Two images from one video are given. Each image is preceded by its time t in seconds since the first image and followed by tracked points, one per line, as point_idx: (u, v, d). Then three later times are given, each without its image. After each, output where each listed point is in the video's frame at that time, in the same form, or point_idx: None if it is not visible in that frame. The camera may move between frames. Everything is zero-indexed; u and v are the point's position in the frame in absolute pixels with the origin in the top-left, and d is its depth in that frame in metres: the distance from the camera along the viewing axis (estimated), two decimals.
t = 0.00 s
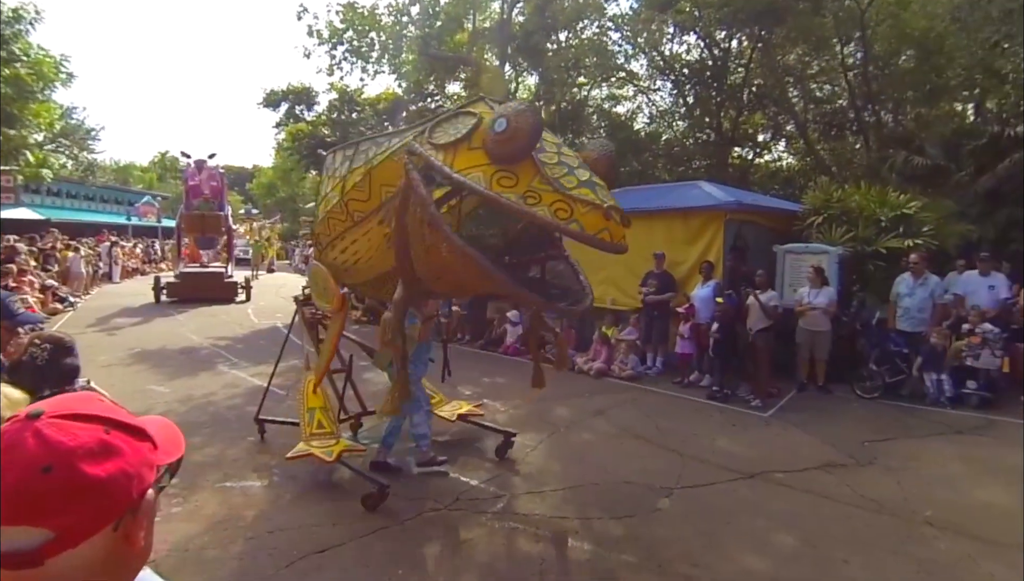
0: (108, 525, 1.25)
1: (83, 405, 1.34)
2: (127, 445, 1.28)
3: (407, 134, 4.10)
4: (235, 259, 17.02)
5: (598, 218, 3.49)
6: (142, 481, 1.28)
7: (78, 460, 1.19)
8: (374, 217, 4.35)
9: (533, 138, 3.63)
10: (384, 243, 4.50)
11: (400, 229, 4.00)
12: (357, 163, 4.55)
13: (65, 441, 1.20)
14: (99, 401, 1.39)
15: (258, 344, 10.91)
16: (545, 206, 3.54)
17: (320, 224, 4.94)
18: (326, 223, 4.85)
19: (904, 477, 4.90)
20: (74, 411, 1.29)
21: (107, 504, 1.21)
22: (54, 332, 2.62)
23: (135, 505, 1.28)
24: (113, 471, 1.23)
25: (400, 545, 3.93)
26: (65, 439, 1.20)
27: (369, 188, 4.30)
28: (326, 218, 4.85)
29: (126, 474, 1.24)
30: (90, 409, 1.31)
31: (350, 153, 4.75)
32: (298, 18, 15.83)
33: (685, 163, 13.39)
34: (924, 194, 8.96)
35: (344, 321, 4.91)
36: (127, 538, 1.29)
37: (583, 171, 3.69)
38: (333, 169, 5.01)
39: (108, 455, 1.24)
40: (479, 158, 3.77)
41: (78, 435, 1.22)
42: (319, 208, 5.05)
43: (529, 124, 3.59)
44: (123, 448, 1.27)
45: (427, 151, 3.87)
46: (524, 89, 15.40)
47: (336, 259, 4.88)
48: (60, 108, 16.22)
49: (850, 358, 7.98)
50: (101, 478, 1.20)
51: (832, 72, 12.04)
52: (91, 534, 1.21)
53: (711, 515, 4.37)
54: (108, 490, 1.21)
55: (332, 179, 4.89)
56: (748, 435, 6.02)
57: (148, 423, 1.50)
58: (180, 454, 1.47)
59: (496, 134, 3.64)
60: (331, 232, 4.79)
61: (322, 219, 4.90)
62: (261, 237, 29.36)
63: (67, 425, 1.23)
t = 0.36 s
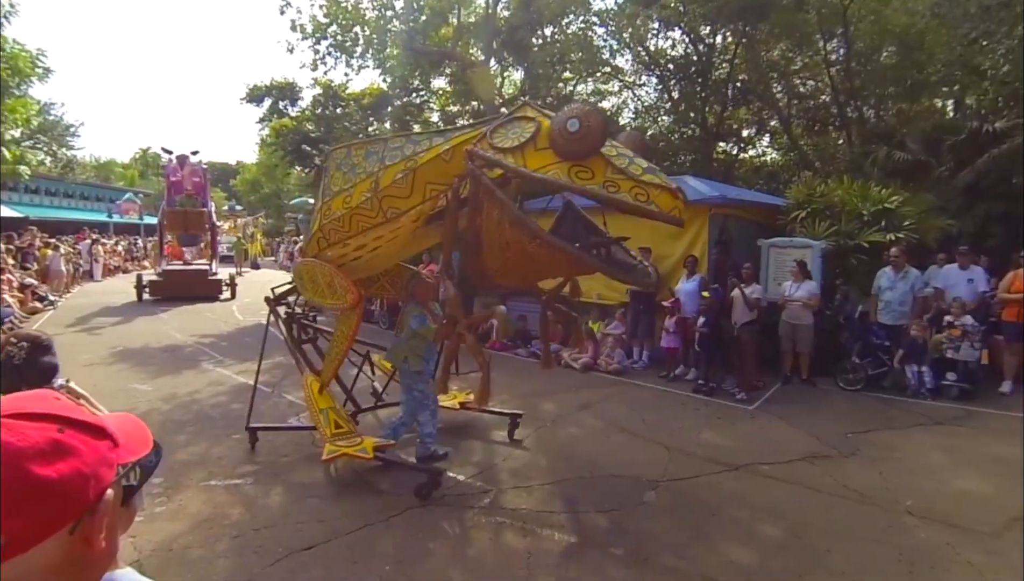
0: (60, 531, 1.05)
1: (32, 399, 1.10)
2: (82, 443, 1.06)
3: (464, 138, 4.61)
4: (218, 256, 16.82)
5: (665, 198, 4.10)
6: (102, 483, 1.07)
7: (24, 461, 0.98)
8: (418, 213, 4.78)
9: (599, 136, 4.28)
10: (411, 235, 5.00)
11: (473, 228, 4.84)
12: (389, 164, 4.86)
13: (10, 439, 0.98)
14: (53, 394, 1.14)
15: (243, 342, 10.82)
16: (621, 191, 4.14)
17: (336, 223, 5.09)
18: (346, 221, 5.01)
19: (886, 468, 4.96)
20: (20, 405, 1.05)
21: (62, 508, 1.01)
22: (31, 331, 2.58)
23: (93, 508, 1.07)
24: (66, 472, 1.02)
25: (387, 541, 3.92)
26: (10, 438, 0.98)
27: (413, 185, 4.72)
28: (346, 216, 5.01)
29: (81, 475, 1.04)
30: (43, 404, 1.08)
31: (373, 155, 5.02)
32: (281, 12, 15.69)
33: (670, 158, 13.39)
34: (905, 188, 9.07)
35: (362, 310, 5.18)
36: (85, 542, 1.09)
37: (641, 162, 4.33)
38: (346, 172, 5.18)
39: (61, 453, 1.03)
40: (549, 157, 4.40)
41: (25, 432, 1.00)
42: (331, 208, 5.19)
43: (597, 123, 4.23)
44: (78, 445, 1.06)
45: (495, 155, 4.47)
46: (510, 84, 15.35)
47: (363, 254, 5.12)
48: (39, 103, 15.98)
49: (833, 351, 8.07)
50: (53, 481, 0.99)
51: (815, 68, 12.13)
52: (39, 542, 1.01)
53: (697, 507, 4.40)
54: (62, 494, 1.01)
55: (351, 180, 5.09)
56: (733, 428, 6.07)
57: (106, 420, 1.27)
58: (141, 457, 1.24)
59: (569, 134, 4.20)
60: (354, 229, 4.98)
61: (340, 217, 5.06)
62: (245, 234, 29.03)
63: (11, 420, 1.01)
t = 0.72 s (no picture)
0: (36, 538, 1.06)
1: (4, 403, 1.09)
2: (55, 448, 1.07)
3: (507, 143, 4.90)
4: (209, 256, 16.72)
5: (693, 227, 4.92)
6: (78, 488, 1.08)
7: None
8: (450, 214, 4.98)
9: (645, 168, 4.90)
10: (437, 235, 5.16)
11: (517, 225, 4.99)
12: (422, 165, 4.99)
13: None
14: (28, 398, 1.15)
15: (234, 341, 10.77)
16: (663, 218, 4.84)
17: (359, 221, 5.10)
18: (371, 220, 5.05)
19: (876, 465, 5.01)
20: None
21: (32, 517, 1.02)
22: (15, 330, 2.34)
23: (67, 516, 1.08)
24: (37, 480, 1.02)
25: (380, 541, 3.91)
26: None
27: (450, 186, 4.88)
28: (372, 214, 5.05)
29: (53, 481, 1.04)
30: (14, 409, 1.07)
31: (399, 156, 5.09)
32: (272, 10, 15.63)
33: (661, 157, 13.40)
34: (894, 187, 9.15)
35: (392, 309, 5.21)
36: (61, 550, 1.10)
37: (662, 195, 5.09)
38: (364, 171, 5.17)
39: (33, 461, 1.03)
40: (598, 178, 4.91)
41: None
42: (349, 207, 5.15)
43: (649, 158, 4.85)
44: (49, 452, 1.05)
45: (556, 167, 4.82)
46: (501, 83, 15.35)
47: (384, 254, 5.14)
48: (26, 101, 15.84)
49: (824, 349, 8.13)
50: (23, 488, 1.00)
51: (805, 67, 12.20)
52: (14, 549, 1.03)
53: (690, 505, 4.42)
54: (36, 501, 1.02)
55: (373, 179, 5.11)
56: (725, 426, 6.10)
57: (86, 421, 1.26)
58: (122, 459, 1.25)
59: (628, 162, 4.72)
60: (381, 228, 5.04)
61: (364, 216, 5.08)
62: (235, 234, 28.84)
63: None
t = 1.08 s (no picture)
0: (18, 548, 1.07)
1: None
2: (35, 458, 1.06)
3: (529, 148, 5.00)
4: (203, 258, 16.68)
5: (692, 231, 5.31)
6: (59, 500, 1.07)
7: None
8: (473, 214, 5.05)
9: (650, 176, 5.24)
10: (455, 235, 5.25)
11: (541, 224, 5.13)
12: (445, 167, 5.07)
13: None
14: (13, 404, 1.13)
15: (229, 344, 10.75)
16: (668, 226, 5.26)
17: (380, 222, 5.10)
18: (394, 221, 5.07)
19: (869, 464, 5.04)
20: None
21: (9, 532, 1.02)
22: (7, 333, 2.28)
23: (48, 527, 1.07)
24: (13, 493, 1.01)
25: (376, 543, 3.92)
26: None
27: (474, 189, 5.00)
28: (394, 216, 5.07)
29: (29, 494, 1.03)
30: None
31: (419, 157, 5.12)
32: (267, 12, 15.64)
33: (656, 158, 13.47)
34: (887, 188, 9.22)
35: (412, 309, 5.30)
36: (44, 560, 1.11)
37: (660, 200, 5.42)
38: (383, 173, 5.16)
39: (9, 474, 1.02)
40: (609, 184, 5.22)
41: None
42: (369, 208, 5.14)
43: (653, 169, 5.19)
44: (27, 463, 1.04)
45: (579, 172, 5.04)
46: (496, 85, 15.36)
47: (404, 253, 5.19)
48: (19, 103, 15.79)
49: (818, 350, 8.17)
50: None
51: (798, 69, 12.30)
52: None
53: (685, 506, 4.43)
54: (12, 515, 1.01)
55: (394, 180, 5.13)
56: (720, 427, 6.12)
57: (75, 425, 1.24)
58: (113, 466, 1.24)
59: (640, 172, 5.00)
60: (403, 229, 5.07)
61: (386, 217, 5.10)
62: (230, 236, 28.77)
63: None
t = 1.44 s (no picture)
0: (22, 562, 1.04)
1: None
2: (41, 470, 1.03)
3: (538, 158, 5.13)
4: (198, 262, 16.63)
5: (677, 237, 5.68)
6: (67, 512, 1.05)
7: None
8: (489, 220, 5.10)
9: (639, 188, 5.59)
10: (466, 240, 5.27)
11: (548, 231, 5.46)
12: (462, 174, 5.06)
13: None
14: (18, 411, 1.09)
15: (224, 348, 10.72)
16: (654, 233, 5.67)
17: (401, 226, 4.98)
18: (415, 225, 4.98)
19: (866, 469, 5.04)
20: None
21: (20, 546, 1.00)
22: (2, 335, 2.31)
23: (55, 542, 1.05)
24: (18, 507, 0.99)
25: (373, 548, 3.90)
26: None
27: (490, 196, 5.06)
28: (415, 220, 4.97)
29: (38, 507, 1.00)
30: None
31: (436, 163, 5.07)
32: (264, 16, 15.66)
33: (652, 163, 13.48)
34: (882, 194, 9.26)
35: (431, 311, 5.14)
36: (52, 571, 1.09)
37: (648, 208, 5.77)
38: (400, 177, 5.04)
39: (16, 488, 0.99)
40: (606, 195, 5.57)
41: None
42: (387, 213, 5.00)
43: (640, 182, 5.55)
44: (35, 475, 1.02)
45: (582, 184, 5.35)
46: (493, 89, 15.39)
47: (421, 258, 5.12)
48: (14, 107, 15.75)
49: (815, 355, 8.19)
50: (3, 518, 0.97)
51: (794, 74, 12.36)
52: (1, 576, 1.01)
53: (681, 510, 4.43)
54: (19, 531, 0.99)
55: (412, 186, 5.02)
56: (717, 431, 6.12)
57: (87, 433, 1.22)
58: (124, 472, 1.22)
59: (635, 184, 5.38)
60: (424, 234, 4.99)
61: (406, 221, 4.98)
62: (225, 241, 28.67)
63: None
